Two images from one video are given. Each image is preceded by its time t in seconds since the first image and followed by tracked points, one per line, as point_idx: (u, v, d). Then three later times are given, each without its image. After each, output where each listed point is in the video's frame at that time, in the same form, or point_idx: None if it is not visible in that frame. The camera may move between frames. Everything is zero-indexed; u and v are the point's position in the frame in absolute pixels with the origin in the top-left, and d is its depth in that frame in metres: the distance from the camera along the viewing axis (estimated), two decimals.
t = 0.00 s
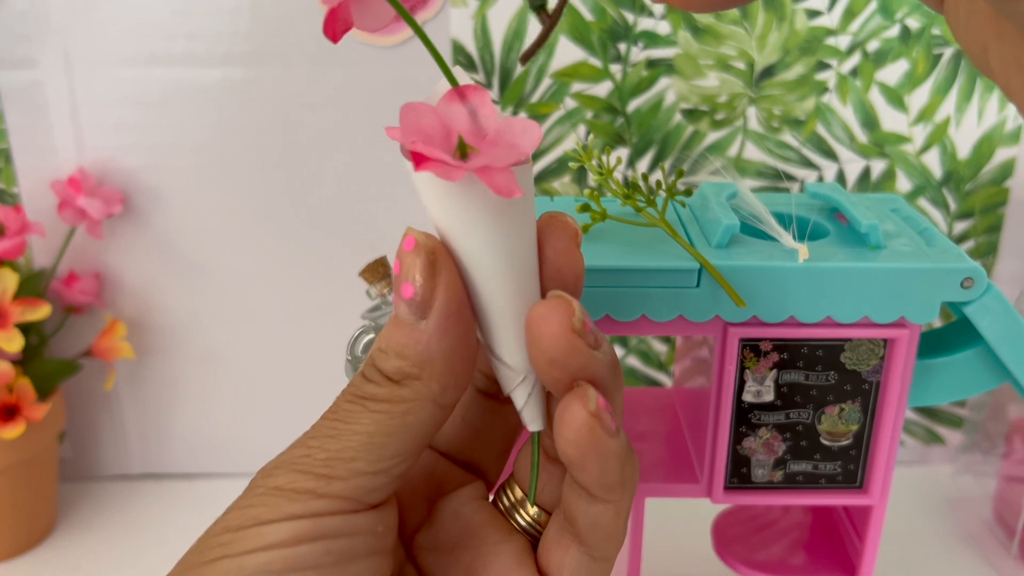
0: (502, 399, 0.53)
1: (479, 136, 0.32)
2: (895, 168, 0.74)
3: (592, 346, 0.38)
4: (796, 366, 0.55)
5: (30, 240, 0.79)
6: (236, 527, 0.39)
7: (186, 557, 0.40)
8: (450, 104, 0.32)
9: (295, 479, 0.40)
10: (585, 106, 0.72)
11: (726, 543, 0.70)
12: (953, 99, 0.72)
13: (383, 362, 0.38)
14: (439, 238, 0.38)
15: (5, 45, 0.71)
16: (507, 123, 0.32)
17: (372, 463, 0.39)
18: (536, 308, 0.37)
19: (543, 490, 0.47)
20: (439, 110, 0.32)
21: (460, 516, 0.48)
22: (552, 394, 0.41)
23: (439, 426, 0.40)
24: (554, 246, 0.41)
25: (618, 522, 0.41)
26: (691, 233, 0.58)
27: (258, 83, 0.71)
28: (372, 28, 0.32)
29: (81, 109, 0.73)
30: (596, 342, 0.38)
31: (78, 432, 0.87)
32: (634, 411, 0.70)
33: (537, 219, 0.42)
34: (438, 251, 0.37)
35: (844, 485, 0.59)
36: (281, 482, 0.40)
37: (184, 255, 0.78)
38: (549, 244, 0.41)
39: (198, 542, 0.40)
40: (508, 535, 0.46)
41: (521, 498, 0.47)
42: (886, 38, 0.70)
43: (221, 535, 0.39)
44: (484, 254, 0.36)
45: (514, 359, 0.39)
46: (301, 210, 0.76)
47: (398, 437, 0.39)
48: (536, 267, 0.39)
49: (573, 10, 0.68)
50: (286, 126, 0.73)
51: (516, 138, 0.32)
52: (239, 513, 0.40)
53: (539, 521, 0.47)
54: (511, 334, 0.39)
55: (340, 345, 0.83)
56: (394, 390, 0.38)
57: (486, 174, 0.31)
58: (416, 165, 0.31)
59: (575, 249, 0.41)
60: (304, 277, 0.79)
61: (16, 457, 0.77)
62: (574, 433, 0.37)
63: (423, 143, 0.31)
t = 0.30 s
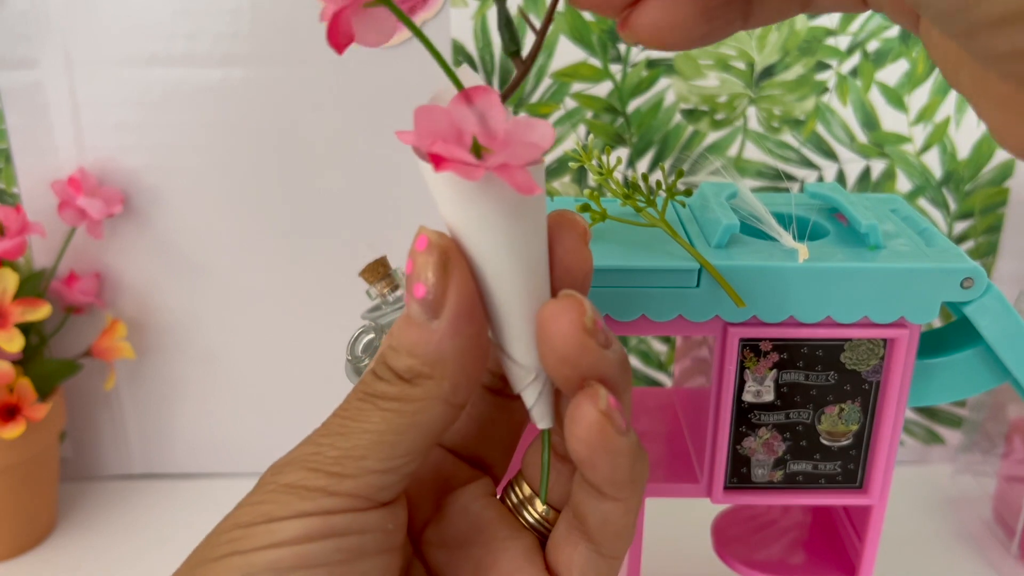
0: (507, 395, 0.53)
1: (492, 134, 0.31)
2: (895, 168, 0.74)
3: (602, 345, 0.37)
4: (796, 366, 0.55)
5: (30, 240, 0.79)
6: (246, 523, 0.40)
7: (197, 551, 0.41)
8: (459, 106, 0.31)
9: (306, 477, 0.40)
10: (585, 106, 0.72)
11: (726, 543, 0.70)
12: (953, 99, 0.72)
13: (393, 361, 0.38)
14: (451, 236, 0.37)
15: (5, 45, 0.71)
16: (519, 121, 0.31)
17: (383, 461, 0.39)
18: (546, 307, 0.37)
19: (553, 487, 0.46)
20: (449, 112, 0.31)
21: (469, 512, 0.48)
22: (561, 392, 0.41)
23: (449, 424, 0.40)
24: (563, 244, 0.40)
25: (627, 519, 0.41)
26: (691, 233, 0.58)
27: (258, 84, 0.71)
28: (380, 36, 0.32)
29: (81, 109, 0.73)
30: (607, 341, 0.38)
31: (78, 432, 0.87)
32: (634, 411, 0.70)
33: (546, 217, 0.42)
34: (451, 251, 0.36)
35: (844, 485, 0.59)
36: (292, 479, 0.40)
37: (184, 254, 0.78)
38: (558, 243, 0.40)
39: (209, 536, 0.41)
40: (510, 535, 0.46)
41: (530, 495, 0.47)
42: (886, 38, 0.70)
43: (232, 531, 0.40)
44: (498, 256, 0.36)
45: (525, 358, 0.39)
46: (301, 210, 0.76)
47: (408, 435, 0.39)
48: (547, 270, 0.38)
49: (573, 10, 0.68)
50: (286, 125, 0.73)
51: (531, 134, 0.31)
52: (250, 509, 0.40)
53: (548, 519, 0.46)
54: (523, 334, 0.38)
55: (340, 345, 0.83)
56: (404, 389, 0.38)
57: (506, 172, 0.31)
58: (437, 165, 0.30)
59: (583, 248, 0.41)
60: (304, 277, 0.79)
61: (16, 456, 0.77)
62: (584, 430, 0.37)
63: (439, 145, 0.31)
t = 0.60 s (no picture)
0: (505, 398, 0.53)
1: (501, 143, 0.31)
2: (894, 168, 0.74)
3: (599, 354, 0.38)
4: (796, 366, 0.55)
5: (30, 240, 0.79)
6: (246, 524, 0.40)
7: (196, 552, 0.41)
8: (470, 112, 0.32)
9: (306, 478, 0.40)
10: (584, 106, 0.72)
11: (725, 543, 0.70)
12: (953, 99, 0.72)
13: (395, 363, 0.38)
14: (455, 241, 0.37)
15: (6, 45, 0.71)
16: (528, 132, 0.32)
17: (383, 463, 0.39)
18: (547, 316, 0.38)
19: (549, 492, 0.47)
20: (459, 118, 0.31)
21: (467, 513, 0.47)
22: (558, 399, 0.41)
23: (448, 427, 0.40)
24: (566, 252, 0.40)
25: (625, 525, 0.41)
26: (692, 233, 0.58)
27: (259, 84, 0.72)
28: (395, 31, 0.32)
29: (81, 110, 0.73)
30: (604, 349, 0.38)
31: (79, 432, 0.88)
32: (634, 410, 0.70)
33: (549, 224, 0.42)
34: (454, 256, 0.36)
35: (844, 485, 0.59)
36: (292, 481, 0.40)
37: (184, 254, 0.78)
38: (562, 251, 0.40)
39: (208, 538, 0.41)
40: (508, 536, 0.46)
41: (527, 498, 0.47)
42: (885, 38, 0.70)
43: (231, 532, 0.40)
44: (502, 264, 0.36)
45: (524, 366, 0.39)
46: (302, 210, 0.77)
47: (409, 437, 0.39)
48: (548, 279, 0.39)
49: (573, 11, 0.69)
50: (286, 125, 0.73)
51: (538, 147, 0.31)
52: (250, 510, 0.40)
53: (544, 521, 0.46)
54: (524, 342, 0.38)
55: (341, 345, 0.83)
56: (405, 392, 0.38)
57: (510, 183, 0.31)
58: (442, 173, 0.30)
59: (586, 256, 0.41)
60: (304, 277, 0.79)
61: (16, 456, 0.77)
62: (581, 438, 0.38)
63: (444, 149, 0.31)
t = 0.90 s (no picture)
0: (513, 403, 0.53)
1: (515, 146, 0.32)
2: (895, 168, 0.74)
3: (607, 363, 0.37)
4: (797, 366, 0.55)
5: (29, 240, 0.79)
6: (253, 525, 0.39)
7: (203, 554, 0.40)
8: (486, 114, 0.32)
9: (312, 480, 0.40)
10: (585, 106, 0.71)
11: (725, 544, 0.70)
12: (954, 99, 0.72)
13: (404, 365, 0.38)
14: (466, 243, 0.37)
15: (4, 45, 0.71)
16: (543, 137, 0.32)
17: (390, 464, 0.39)
18: (554, 324, 0.37)
19: (555, 496, 0.46)
20: (475, 119, 0.32)
21: (474, 517, 0.47)
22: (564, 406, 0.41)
23: (456, 429, 0.40)
24: (578, 259, 0.40)
25: (633, 530, 0.41)
26: (692, 233, 0.58)
27: (258, 84, 0.71)
28: (411, 35, 0.32)
29: (80, 109, 0.73)
30: (611, 358, 0.37)
31: (78, 432, 0.87)
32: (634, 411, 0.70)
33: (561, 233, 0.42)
34: (466, 258, 0.36)
35: (845, 485, 0.59)
36: (299, 482, 0.40)
37: (184, 254, 0.78)
38: (573, 257, 0.40)
39: (215, 539, 0.40)
40: (514, 540, 0.46)
41: (533, 502, 0.47)
42: (886, 38, 0.70)
43: (238, 534, 0.39)
44: (511, 269, 0.36)
45: (533, 372, 0.39)
46: (301, 210, 0.76)
47: (416, 438, 0.39)
48: (558, 283, 0.38)
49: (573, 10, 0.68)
50: (285, 125, 0.73)
51: (552, 151, 0.32)
52: (257, 511, 0.40)
53: (551, 526, 0.46)
54: (531, 347, 0.38)
55: (340, 345, 0.83)
56: (413, 393, 0.38)
57: (523, 188, 0.31)
58: (454, 174, 0.30)
59: (598, 263, 0.41)
60: (303, 276, 0.79)
61: (15, 457, 0.77)
62: (588, 446, 0.38)
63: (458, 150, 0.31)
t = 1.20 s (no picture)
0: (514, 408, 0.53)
1: (510, 150, 0.32)
2: (895, 168, 0.74)
3: (606, 367, 0.37)
4: (796, 366, 0.55)
5: (29, 240, 0.79)
6: (254, 529, 0.40)
7: (205, 556, 0.41)
8: (482, 118, 0.32)
9: (313, 482, 0.40)
10: (585, 106, 0.71)
11: (725, 543, 0.70)
12: (954, 99, 0.72)
13: (404, 366, 0.38)
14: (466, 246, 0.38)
15: (5, 45, 0.71)
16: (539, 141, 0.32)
17: (390, 466, 0.39)
18: (552, 328, 0.37)
19: (556, 499, 0.46)
20: (471, 123, 0.32)
21: (476, 520, 0.48)
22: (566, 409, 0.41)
23: (456, 430, 0.40)
24: (578, 261, 0.40)
25: (634, 531, 0.41)
26: (691, 233, 0.58)
27: (259, 84, 0.71)
28: (406, 43, 0.33)
29: (80, 109, 0.73)
30: (611, 362, 0.38)
31: (78, 432, 0.87)
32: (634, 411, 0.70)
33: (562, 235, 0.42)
34: (466, 260, 0.36)
35: (844, 485, 0.59)
36: (299, 484, 0.40)
37: (184, 254, 0.78)
38: (573, 259, 0.40)
39: (217, 542, 0.41)
40: (514, 545, 0.46)
41: (534, 505, 0.47)
42: (886, 38, 0.70)
43: (240, 537, 0.40)
44: (513, 273, 0.36)
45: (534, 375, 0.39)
46: (301, 210, 0.76)
47: (416, 440, 0.39)
48: (557, 282, 0.38)
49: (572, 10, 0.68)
50: (286, 126, 0.73)
51: (547, 154, 0.32)
52: (258, 515, 0.40)
53: (552, 529, 0.46)
54: (529, 350, 0.38)
55: (341, 345, 0.83)
56: (413, 395, 0.38)
57: (516, 191, 0.31)
58: (445, 178, 0.30)
59: (598, 267, 0.41)
60: (304, 277, 0.79)
61: (16, 457, 0.77)
62: (587, 450, 0.37)
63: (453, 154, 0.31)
